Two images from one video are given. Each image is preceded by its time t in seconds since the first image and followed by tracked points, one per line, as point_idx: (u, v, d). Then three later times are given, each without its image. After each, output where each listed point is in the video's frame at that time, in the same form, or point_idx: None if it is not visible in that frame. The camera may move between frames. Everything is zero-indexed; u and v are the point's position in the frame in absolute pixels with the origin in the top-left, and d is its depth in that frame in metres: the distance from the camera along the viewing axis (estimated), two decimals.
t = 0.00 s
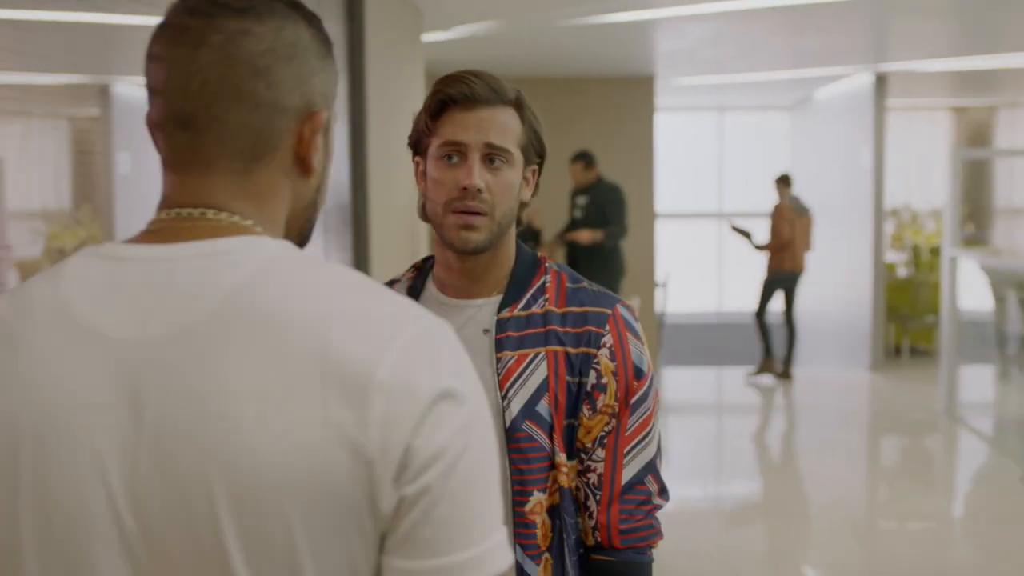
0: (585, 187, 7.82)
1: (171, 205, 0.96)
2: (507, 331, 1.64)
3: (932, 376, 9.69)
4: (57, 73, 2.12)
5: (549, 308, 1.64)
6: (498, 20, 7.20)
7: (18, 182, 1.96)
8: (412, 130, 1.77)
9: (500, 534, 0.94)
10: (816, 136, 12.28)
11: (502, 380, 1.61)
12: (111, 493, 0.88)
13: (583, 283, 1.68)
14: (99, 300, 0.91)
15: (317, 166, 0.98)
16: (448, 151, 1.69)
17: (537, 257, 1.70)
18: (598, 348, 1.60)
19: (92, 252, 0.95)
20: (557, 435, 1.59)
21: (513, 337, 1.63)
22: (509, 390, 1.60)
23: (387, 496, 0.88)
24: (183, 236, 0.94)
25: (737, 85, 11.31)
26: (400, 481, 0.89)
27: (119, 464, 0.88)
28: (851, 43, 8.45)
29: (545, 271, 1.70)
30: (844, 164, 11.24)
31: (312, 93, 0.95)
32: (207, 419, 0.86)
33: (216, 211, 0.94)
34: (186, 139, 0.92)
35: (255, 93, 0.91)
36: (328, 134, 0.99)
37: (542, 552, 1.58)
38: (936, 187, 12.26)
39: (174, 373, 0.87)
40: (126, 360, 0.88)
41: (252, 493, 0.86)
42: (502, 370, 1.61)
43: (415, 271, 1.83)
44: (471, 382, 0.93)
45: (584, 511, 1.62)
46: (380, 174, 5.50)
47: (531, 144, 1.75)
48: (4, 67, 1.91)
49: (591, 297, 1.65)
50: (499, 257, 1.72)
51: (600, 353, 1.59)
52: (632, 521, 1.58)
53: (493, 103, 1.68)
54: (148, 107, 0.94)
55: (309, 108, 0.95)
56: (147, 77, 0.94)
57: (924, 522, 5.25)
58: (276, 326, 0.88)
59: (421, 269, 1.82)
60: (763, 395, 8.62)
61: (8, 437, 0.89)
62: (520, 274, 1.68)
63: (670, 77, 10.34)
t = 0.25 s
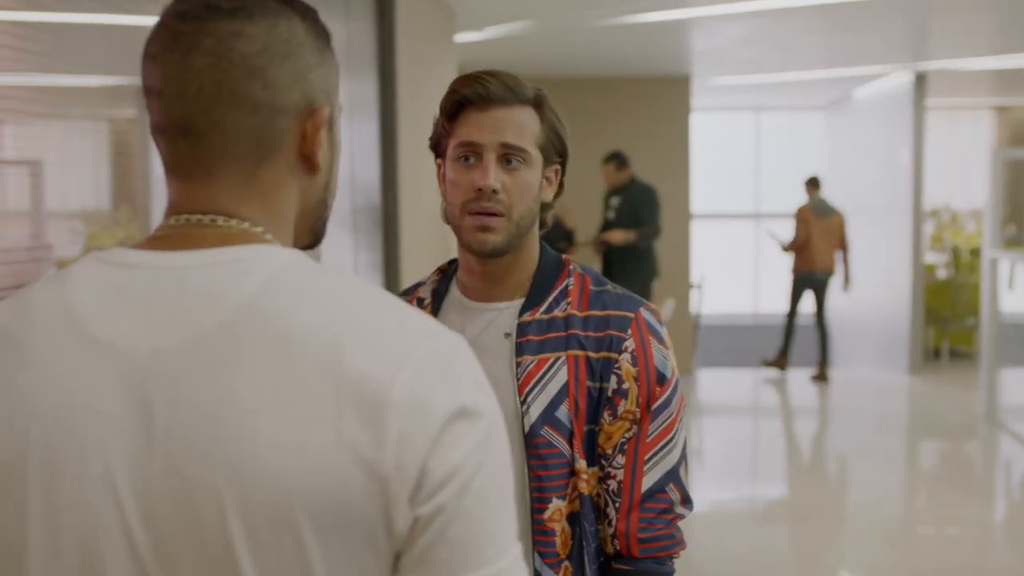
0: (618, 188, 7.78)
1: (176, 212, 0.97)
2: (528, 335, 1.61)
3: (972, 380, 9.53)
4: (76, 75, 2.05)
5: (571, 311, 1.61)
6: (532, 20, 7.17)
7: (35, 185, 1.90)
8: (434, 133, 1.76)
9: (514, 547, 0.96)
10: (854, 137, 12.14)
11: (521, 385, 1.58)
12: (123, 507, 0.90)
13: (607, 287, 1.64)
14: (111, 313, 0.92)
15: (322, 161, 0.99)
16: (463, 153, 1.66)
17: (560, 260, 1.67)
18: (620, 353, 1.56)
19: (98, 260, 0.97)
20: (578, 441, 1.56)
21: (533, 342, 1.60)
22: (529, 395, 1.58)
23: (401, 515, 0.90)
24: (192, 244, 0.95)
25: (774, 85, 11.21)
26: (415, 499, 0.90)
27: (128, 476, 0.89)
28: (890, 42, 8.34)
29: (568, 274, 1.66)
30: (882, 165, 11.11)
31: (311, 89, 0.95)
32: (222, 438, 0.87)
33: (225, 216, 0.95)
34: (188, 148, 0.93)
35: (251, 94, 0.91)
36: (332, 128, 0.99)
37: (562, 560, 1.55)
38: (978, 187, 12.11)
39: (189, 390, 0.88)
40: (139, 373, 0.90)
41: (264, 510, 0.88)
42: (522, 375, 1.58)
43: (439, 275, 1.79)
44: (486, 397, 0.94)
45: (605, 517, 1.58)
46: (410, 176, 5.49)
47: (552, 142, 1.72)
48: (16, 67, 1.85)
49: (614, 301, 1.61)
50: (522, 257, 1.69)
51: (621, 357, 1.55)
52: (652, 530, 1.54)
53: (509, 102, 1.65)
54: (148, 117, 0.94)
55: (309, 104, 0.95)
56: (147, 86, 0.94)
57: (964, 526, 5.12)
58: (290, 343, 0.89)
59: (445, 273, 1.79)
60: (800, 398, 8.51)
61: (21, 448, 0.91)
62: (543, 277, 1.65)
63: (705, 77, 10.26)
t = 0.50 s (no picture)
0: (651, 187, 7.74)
1: (212, 210, 0.95)
2: (547, 332, 1.60)
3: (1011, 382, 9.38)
4: (112, 75, 1.98)
5: (592, 309, 1.59)
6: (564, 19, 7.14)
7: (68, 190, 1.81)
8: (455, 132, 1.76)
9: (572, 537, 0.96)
10: (891, 136, 12.00)
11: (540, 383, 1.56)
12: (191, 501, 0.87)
13: (628, 283, 1.62)
14: (171, 313, 0.90)
15: (353, 154, 0.97)
16: (480, 150, 1.66)
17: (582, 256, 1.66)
18: (641, 351, 1.54)
19: (140, 257, 0.94)
20: (597, 440, 1.54)
21: (553, 339, 1.59)
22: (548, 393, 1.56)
23: (476, 506, 0.90)
24: (233, 241, 0.93)
25: (810, 84, 11.10)
26: (489, 489, 0.90)
27: (199, 478, 0.87)
28: (928, 39, 8.23)
29: (589, 271, 1.65)
30: (919, 164, 10.97)
31: (339, 80, 0.93)
32: (299, 435, 0.86)
33: (268, 212, 0.93)
34: (223, 145, 0.91)
35: (282, 89, 0.89)
36: (362, 120, 0.97)
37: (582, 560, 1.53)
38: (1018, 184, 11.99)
39: (263, 387, 0.87)
40: (209, 372, 0.88)
41: (345, 506, 0.87)
42: (541, 373, 1.57)
43: (461, 273, 1.79)
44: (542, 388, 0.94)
45: (627, 517, 1.57)
46: (440, 175, 5.49)
47: (571, 137, 1.70)
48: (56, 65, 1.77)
49: (636, 297, 1.59)
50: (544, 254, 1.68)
51: (642, 356, 1.54)
52: (676, 530, 1.53)
53: (526, 98, 1.64)
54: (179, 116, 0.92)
55: (337, 96, 0.93)
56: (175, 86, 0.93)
57: (1002, 530, 5.01)
58: (359, 338, 0.88)
59: (467, 271, 1.78)
60: (833, 399, 8.43)
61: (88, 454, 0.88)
62: (565, 274, 1.64)
63: (740, 76, 10.18)
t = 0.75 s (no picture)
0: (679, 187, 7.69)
1: (227, 210, 0.92)
2: (562, 330, 1.59)
3: None
4: (99, 76, 1.98)
5: (607, 306, 1.58)
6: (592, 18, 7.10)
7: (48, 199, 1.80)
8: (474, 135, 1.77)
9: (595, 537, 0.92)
10: (922, 136, 11.88)
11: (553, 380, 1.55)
12: (215, 498, 0.84)
13: (644, 280, 1.61)
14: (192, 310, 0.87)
15: (371, 152, 0.93)
16: (494, 149, 1.66)
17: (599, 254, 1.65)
18: (656, 349, 1.52)
19: (160, 255, 0.91)
20: (611, 438, 1.52)
21: (567, 336, 1.58)
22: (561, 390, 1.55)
23: (498, 503, 0.86)
24: (250, 241, 0.90)
25: (841, 83, 11.01)
26: (511, 487, 0.86)
27: (222, 477, 0.84)
28: (960, 37, 8.14)
29: (605, 269, 1.63)
30: (952, 163, 10.84)
31: (355, 78, 0.89)
32: (321, 433, 0.82)
33: (287, 212, 0.90)
34: (239, 146, 0.88)
35: (296, 88, 0.86)
36: (379, 118, 0.93)
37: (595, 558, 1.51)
38: None
39: (284, 384, 0.83)
40: (231, 368, 0.84)
41: (367, 504, 0.83)
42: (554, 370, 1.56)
43: (477, 271, 1.78)
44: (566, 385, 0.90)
45: (644, 517, 1.55)
46: (466, 174, 5.48)
47: (586, 136, 1.70)
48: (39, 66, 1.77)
49: (652, 295, 1.57)
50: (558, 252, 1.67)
51: (657, 354, 1.52)
52: (694, 530, 1.51)
53: (539, 96, 1.64)
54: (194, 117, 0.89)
55: (353, 94, 0.89)
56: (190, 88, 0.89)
57: None
58: (379, 334, 0.85)
59: (483, 269, 1.77)
60: (862, 400, 8.34)
61: (108, 455, 0.85)
62: (581, 272, 1.63)
63: (770, 75, 10.11)
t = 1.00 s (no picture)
0: (689, 185, 7.67)
1: (201, 208, 0.92)
2: (555, 322, 1.57)
3: None
4: (107, 75, 1.98)
5: (601, 300, 1.56)
6: (601, 16, 7.09)
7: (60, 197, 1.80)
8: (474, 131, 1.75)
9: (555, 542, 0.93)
10: (935, 134, 11.82)
11: (546, 373, 1.55)
12: (174, 497, 0.84)
13: (639, 275, 1.59)
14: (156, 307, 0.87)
15: (348, 150, 0.93)
16: (488, 146, 1.65)
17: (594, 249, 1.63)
18: (648, 342, 1.51)
19: (130, 251, 0.91)
20: (603, 431, 1.52)
21: (560, 329, 1.57)
22: (553, 383, 1.54)
23: (455, 508, 0.86)
24: (224, 240, 0.89)
25: (854, 81, 10.96)
26: (469, 492, 0.87)
27: (182, 476, 0.84)
28: (973, 34, 8.08)
29: (600, 264, 1.62)
30: (965, 162, 10.79)
31: (330, 76, 0.89)
32: (281, 433, 0.83)
33: (259, 210, 0.90)
34: (214, 144, 0.88)
35: (270, 84, 0.86)
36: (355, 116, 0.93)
37: (586, 552, 1.50)
38: None
39: (246, 384, 0.84)
40: (194, 365, 0.84)
41: (325, 506, 0.83)
42: (547, 363, 1.55)
43: (474, 267, 1.77)
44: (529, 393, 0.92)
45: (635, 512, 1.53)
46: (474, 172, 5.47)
47: (581, 131, 1.68)
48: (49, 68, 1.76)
49: (646, 289, 1.56)
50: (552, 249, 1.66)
51: (650, 347, 1.50)
52: (682, 525, 1.48)
53: (533, 92, 1.63)
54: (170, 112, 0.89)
55: (328, 92, 0.89)
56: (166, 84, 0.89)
57: None
58: (343, 336, 0.85)
59: (479, 265, 1.77)
60: (874, 400, 8.30)
61: (72, 450, 0.85)
62: (576, 265, 1.62)
63: (782, 74, 10.08)
